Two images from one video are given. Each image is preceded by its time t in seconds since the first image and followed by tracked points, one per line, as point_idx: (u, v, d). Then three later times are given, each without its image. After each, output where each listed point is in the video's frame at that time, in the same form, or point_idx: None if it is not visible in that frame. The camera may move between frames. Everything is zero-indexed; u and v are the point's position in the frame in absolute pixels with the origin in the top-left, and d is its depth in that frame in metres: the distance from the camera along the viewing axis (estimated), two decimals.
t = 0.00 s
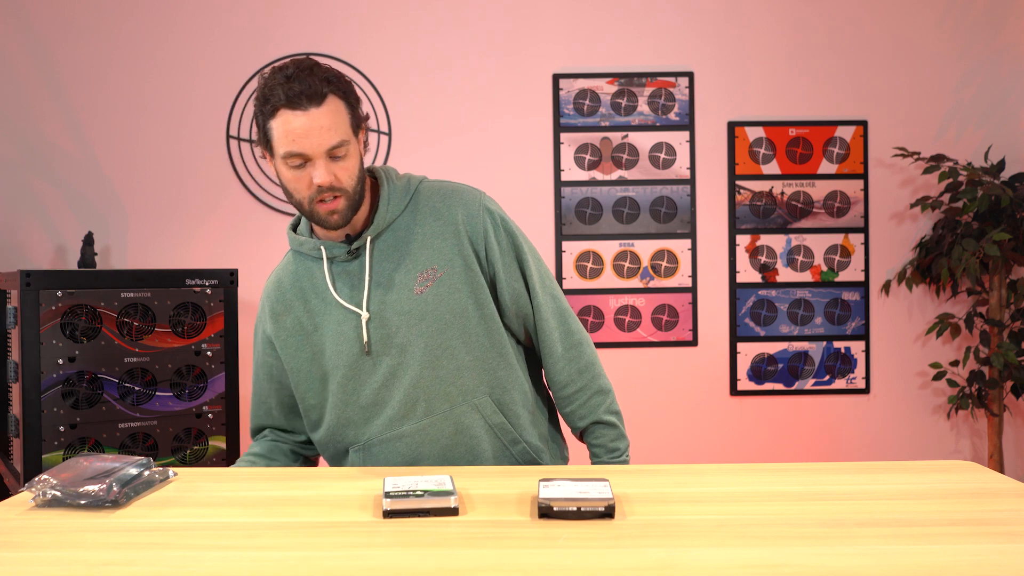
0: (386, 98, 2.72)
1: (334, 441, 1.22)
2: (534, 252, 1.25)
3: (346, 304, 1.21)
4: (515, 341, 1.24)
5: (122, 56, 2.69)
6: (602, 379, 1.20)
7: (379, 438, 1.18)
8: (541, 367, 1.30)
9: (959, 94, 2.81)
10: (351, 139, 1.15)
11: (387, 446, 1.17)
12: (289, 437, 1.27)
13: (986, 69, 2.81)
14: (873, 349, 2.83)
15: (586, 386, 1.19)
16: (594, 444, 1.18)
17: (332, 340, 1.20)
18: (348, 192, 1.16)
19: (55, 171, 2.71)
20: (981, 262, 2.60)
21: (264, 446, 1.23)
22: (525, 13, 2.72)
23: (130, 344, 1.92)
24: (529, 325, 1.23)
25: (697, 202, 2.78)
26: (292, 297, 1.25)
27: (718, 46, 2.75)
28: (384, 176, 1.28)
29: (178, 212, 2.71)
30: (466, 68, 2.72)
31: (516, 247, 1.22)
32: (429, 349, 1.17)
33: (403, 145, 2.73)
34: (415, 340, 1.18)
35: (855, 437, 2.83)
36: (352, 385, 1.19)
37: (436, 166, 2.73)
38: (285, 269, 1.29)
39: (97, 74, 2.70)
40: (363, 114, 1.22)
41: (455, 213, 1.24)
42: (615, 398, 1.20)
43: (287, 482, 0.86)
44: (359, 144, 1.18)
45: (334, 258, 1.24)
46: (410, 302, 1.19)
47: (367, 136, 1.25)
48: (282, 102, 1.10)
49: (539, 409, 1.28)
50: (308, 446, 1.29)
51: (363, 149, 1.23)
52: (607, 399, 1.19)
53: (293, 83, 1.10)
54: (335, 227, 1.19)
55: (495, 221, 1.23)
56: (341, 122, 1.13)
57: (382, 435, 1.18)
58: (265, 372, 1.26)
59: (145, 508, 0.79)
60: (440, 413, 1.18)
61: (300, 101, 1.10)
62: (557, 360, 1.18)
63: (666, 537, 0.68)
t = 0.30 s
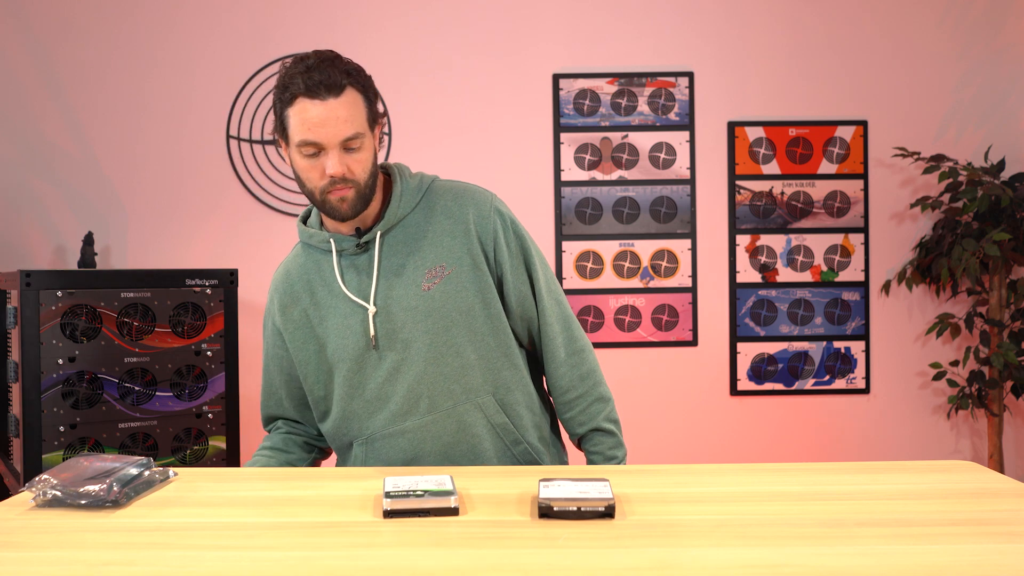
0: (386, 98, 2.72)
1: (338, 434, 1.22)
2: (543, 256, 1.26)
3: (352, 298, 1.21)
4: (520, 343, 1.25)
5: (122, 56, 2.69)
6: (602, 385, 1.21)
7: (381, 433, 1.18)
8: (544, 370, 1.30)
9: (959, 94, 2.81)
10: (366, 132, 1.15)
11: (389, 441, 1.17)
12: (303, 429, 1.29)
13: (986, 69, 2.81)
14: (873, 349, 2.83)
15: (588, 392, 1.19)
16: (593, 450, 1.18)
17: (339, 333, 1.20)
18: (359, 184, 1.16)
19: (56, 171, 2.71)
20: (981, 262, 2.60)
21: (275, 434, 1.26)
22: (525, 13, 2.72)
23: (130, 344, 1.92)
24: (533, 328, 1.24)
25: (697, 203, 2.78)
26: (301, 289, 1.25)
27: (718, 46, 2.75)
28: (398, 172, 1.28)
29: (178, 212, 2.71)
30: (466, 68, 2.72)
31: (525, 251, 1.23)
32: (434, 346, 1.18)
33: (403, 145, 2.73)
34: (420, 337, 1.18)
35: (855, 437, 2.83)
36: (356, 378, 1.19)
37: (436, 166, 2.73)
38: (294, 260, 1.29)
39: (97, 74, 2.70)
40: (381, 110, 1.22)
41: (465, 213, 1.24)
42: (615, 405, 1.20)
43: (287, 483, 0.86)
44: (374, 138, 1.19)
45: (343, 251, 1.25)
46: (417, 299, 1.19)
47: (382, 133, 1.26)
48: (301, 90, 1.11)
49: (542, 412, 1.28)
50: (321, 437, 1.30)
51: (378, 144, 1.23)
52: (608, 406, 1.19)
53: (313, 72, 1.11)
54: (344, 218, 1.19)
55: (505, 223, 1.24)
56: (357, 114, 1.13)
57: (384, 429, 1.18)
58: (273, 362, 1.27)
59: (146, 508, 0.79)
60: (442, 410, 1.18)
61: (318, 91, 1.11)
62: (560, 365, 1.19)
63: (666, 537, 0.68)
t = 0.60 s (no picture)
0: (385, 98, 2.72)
1: (341, 434, 1.22)
2: (547, 258, 1.26)
3: (356, 297, 1.21)
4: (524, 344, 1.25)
5: (123, 55, 2.69)
6: (604, 387, 1.21)
7: (384, 433, 1.18)
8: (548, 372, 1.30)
9: (959, 94, 2.81)
10: (374, 132, 1.16)
11: (391, 441, 1.17)
12: (308, 424, 1.29)
13: (986, 69, 2.81)
14: (873, 349, 2.83)
15: (591, 394, 1.19)
16: (595, 452, 1.18)
17: (342, 333, 1.20)
18: (365, 184, 1.17)
19: (56, 171, 2.71)
20: (981, 262, 2.60)
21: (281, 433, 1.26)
22: (525, 12, 2.72)
23: (130, 344, 1.92)
24: (537, 329, 1.24)
25: (697, 203, 2.78)
26: (304, 287, 1.25)
27: (718, 46, 2.75)
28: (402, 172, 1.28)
29: (178, 212, 2.71)
30: (466, 68, 2.72)
31: (529, 252, 1.24)
32: (438, 347, 1.18)
33: (403, 145, 2.73)
34: (424, 337, 1.18)
35: (855, 437, 2.83)
36: (359, 378, 1.19)
37: (436, 166, 2.73)
38: (297, 258, 1.29)
39: (97, 73, 2.70)
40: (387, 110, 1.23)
41: (470, 214, 1.24)
42: (618, 407, 1.21)
43: (287, 482, 0.86)
44: (381, 138, 1.19)
45: (347, 250, 1.25)
46: (422, 299, 1.19)
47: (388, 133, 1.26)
48: (309, 88, 1.11)
49: (545, 414, 1.28)
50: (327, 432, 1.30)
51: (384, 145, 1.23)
52: (611, 407, 1.19)
53: (321, 70, 1.12)
54: (349, 219, 1.20)
55: (510, 224, 1.24)
56: (365, 114, 1.14)
57: (387, 429, 1.18)
58: (276, 360, 1.27)
59: (145, 508, 0.79)
60: (445, 410, 1.18)
61: (326, 90, 1.11)
62: (563, 366, 1.19)
63: (666, 537, 0.68)
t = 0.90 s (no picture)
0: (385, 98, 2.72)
1: (344, 432, 1.22)
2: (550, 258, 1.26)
3: (359, 296, 1.21)
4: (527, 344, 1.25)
5: (123, 55, 2.69)
6: (606, 384, 1.21)
7: (387, 432, 1.18)
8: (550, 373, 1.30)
9: (959, 94, 2.81)
10: (379, 129, 1.16)
11: (394, 439, 1.17)
12: (308, 424, 1.29)
13: (986, 69, 2.81)
14: (873, 349, 2.83)
15: (594, 394, 1.19)
16: (597, 452, 1.18)
17: (345, 331, 1.20)
18: (369, 182, 1.16)
19: (56, 171, 2.71)
20: (981, 262, 2.60)
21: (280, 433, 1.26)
22: (525, 12, 2.72)
23: (130, 344, 1.92)
24: (540, 329, 1.24)
25: (697, 203, 2.78)
26: (307, 285, 1.25)
27: (718, 45, 2.75)
28: (407, 171, 1.29)
29: (178, 212, 2.71)
30: (466, 68, 2.72)
31: (533, 253, 1.24)
32: (441, 346, 1.18)
33: (403, 145, 2.73)
34: (428, 335, 1.18)
35: (855, 436, 2.83)
36: (363, 376, 1.19)
37: (436, 166, 2.73)
38: (300, 256, 1.29)
39: (97, 73, 2.70)
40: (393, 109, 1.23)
41: (474, 214, 1.25)
42: (620, 408, 1.21)
43: (288, 482, 0.86)
44: (386, 136, 1.19)
45: (350, 249, 1.25)
46: (426, 297, 1.19)
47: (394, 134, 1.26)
48: (315, 84, 1.12)
49: (547, 413, 1.28)
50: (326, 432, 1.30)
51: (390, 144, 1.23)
52: (614, 406, 1.20)
53: (327, 67, 1.12)
54: (353, 217, 1.19)
55: (514, 224, 1.25)
56: (370, 111, 1.14)
57: (389, 428, 1.18)
58: (277, 359, 1.27)
59: (146, 508, 0.79)
60: (448, 409, 1.18)
61: (332, 86, 1.12)
62: (568, 365, 1.20)
63: (666, 537, 0.68)
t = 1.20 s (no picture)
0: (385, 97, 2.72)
1: (343, 426, 1.22)
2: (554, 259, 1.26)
3: (362, 291, 1.22)
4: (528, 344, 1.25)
5: (122, 55, 2.69)
6: (604, 387, 1.21)
7: (383, 426, 1.18)
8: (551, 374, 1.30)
9: (959, 94, 2.81)
10: (393, 127, 1.16)
11: (391, 434, 1.17)
12: (310, 420, 1.29)
13: (986, 69, 2.81)
14: (873, 349, 2.83)
15: (593, 396, 1.19)
16: (595, 455, 1.17)
17: (347, 324, 1.21)
18: (381, 177, 1.16)
19: (56, 171, 2.71)
20: (981, 262, 2.60)
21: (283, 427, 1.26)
22: (525, 12, 2.72)
23: (130, 344, 1.92)
24: (541, 329, 1.24)
25: (697, 203, 2.78)
26: (312, 278, 1.26)
27: (718, 45, 2.75)
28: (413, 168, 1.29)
29: (178, 212, 2.71)
30: (466, 68, 2.72)
31: (536, 253, 1.24)
32: (441, 342, 1.18)
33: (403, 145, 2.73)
34: (428, 331, 1.18)
35: (856, 436, 2.83)
36: (362, 369, 1.20)
37: (436, 166, 2.73)
38: (307, 250, 1.30)
39: (97, 73, 2.70)
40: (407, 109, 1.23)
41: (478, 212, 1.25)
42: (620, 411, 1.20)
43: (289, 483, 0.86)
44: (399, 134, 1.19)
45: (355, 244, 1.25)
46: (427, 293, 1.20)
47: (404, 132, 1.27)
48: (335, 78, 1.12)
49: (545, 414, 1.27)
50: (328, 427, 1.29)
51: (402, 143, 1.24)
52: (613, 408, 1.19)
53: (348, 63, 1.13)
54: (361, 209, 1.19)
55: (518, 223, 1.25)
56: (387, 108, 1.14)
57: (387, 423, 1.18)
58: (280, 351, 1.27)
59: (146, 508, 0.79)
60: (446, 405, 1.18)
61: (351, 81, 1.12)
62: (567, 367, 1.19)
63: (666, 537, 0.68)
